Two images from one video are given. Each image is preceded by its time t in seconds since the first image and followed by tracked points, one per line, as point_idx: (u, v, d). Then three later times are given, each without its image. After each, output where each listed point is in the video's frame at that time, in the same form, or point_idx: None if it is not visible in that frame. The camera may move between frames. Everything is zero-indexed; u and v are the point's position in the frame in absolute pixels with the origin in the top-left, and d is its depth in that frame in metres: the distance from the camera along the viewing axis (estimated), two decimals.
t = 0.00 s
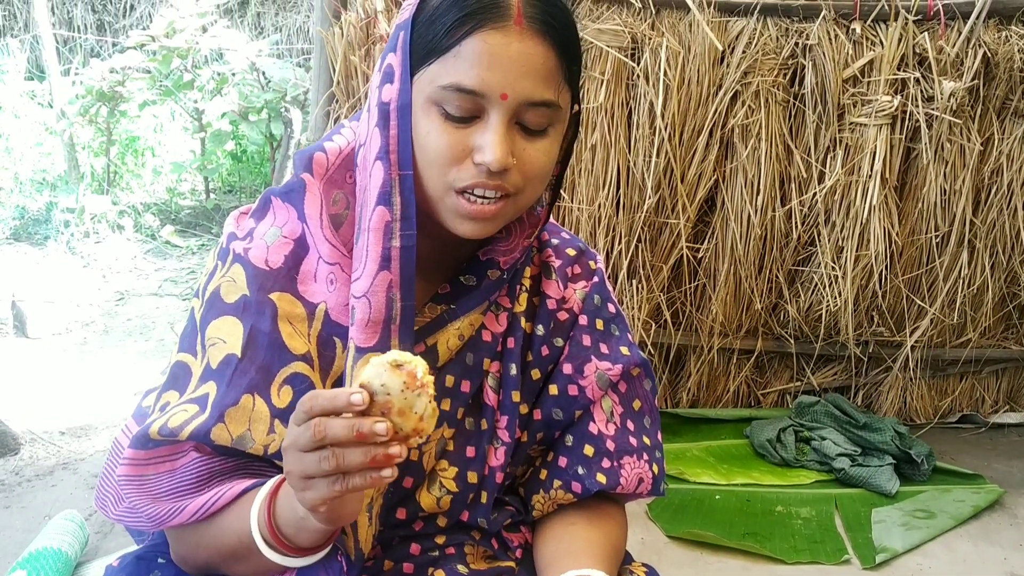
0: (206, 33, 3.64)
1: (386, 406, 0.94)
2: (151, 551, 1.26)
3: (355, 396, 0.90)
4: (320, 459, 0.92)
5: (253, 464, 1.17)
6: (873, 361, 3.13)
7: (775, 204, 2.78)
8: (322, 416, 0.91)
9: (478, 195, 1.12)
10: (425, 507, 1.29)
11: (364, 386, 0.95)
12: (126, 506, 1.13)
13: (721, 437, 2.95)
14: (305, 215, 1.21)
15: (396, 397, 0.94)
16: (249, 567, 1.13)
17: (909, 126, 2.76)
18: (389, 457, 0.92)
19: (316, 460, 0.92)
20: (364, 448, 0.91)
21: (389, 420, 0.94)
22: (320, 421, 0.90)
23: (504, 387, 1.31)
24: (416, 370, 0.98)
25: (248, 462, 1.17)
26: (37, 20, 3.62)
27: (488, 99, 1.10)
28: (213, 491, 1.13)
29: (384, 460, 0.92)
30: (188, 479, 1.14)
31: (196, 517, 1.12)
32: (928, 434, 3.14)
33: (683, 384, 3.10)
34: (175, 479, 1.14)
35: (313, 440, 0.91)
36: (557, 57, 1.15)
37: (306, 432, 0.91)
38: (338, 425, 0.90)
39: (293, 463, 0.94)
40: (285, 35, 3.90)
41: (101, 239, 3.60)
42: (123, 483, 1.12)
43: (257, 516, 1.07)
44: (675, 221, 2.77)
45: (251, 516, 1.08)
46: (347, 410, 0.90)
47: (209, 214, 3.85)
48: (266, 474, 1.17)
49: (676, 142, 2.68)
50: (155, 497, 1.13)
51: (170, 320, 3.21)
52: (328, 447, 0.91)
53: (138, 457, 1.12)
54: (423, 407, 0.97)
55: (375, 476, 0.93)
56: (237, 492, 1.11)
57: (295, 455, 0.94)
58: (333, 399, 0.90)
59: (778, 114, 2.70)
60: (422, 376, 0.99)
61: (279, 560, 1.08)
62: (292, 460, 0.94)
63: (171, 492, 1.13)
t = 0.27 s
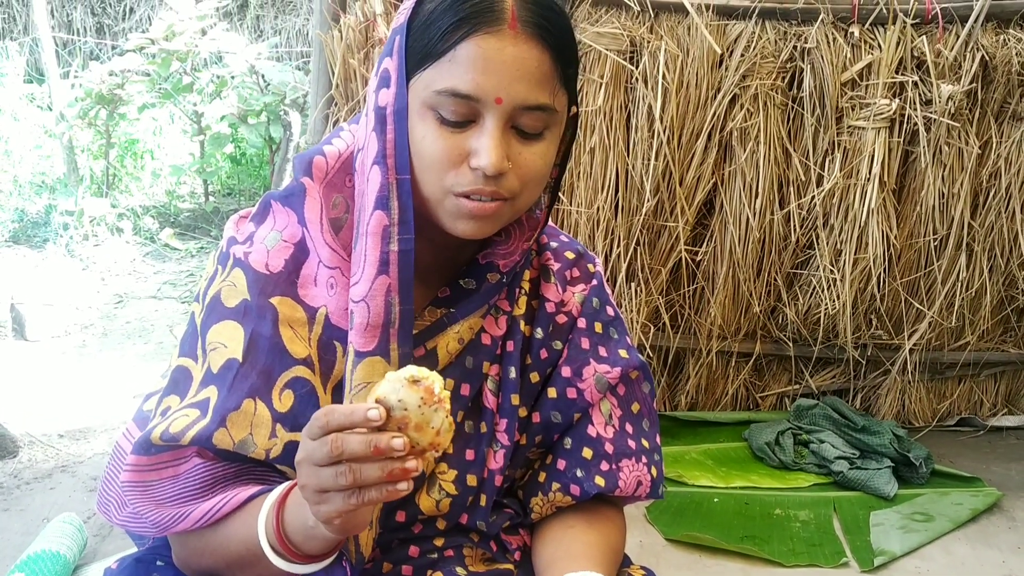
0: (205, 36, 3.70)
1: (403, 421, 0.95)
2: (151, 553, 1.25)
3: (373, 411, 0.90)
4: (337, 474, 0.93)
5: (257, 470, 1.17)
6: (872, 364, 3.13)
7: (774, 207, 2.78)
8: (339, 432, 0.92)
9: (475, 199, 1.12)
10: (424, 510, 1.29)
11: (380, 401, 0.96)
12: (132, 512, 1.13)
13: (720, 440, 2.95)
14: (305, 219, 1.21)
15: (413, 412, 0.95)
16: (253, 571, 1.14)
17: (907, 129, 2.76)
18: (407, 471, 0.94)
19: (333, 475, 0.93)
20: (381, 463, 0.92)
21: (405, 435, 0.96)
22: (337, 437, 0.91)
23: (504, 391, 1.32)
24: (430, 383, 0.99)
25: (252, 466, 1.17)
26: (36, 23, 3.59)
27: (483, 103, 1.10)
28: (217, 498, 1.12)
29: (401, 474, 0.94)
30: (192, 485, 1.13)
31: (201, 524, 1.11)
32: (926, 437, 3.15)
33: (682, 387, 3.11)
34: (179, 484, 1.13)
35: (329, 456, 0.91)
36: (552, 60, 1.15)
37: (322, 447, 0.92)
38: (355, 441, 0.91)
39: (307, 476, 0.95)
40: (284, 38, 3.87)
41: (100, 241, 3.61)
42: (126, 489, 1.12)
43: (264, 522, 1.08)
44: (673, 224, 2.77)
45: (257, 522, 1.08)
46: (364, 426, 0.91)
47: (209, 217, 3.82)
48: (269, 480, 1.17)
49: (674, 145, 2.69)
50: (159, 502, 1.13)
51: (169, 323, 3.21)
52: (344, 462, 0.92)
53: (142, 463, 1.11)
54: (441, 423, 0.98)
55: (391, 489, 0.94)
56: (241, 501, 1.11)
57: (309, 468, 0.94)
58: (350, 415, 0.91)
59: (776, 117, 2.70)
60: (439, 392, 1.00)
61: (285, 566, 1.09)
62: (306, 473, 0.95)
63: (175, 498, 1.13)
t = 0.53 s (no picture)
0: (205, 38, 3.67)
1: (408, 459, 0.95)
2: (148, 556, 1.25)
3: (377, 449, 0.92)
4: (340, 509, 0.93)
5: (257, 477, 1.18)
6: (870, 367, 3.13)
7: (772, 209, 2.79)
8: (343, 468, 0.93)
9: (474, 205, 1.13)
10: (422, 512, 1.29)
11: (385, 437, 0.96)
12: (130, 517, 1.13)
13: (718, 442, 2.95)
14: (305, 222, 1.21)
15: (418, 451, 0.95)
16: None
17: (906, 132, 2.76)
18: (410, 508, 0.95)
19: (335, 509, 0.94)
20: (384, 500, 0.94)
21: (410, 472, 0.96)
22: (341, 472, 0.93)
23: (502, 393, 1.32)
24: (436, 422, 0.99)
25: (252, 474, 1.17)
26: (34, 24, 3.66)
27: (482, 109, 1.10)
28: (217, 506, 1.12)
29: (404, 510, 0.95)
30: (191, 491, 1.12)
31: (200, 531, 1.11)
32: (925, 439, 3.15)
33: (681, 389, 3.11)
34: (178, 490, 1.13)
35: (333, 491, 0.93)
36: (551, 66, 1.15)
37: (326, 482, 0.93)
38: (359, 478, 0.92)
39: (309, 508, 0.96)
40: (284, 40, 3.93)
41: (99, 243, 3.63)
42: (125, 494, 1.12)
43: (264, 535, 1.07)
44: (672, 227, 2.77)
45: (257, 535, 1.08)
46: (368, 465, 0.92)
47: (207, 219, 3.87)
48: (269, 487, 1.19)
49: (673, 147, 2.69)
50: (158, 508, 1.12)
51: (168, 325, 3.21)
52: (347, 498, 0.93)
53: (141, 467, 1.11)
54: (446, 461, 0.99)
55: (393, 524, 0.96)
56: (241, 509, 1.11)
57: (311, 500, 0.96)
58: (355, 452, 0.92)
59: (775, 120, 2.71)
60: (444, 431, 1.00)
61: None
62: (308, 505, 0.96)
63: (174, 504, 1.12)
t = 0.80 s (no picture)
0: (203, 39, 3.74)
1: (401, 521, 0.99)
2: (147, 558, 1.25)
3: (369, 518, 0.96)
4: (342, 569, 1.01)
5: (254, 482, 1.18)
6: (869, 368, 3.14)
7: (771, 211, 2.79)
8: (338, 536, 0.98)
9: (470, 203, 1.14)
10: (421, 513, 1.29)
11: (376, 501, 0.98)
12: (126, 517, 1.13)
13: (717, 443, 2.96)
14: (305, 222, 1.21)
15: (411, 512, 0.98)
16: None
17: (904, 134, 2.77)
18: (412, 559, 1.02)
19: (338, 567, 1.01)
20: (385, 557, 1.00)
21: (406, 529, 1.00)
22: (339, 542, 0.98)
23: (501, 393, 1.32)
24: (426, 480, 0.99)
25: (249, 478, 1.18)
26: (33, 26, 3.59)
27: (477, 107, 1.11)
28: (213, 511, 1.12)
29: (406, 561, 1.02)
30: (188, 494, 1.12)
31: (195, 536, 1.11)
32: (923, 440, 3.15)
33: (680, 391, 3.11)
34: (175, 492, 1.12)
35: (333, 558, 0.99)
36: (545, 63, 1.15)
37: (325, 548, 0.99)
38: (356, 545, 0.98)
39: (312, 561, 1.03)
40: (283, 42, 3.86)
41: (98, 245, 3.64)
42: (122, 494, 1.12)
43: (260, 550, 1.07)
44: (671, 228, 2.77)
45: (253, 548, 1.08)
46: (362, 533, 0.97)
47: (207, 221, 3.81)
48: (265, 493, 1.19)
49: (672, 149, 2.69)
50: (154, 509, 1.12)
51: (167, 326, 3.21)
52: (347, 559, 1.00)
53: (138, 468, 1.10)
54: (441, 513, 1.01)
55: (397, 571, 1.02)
56: (236, 516, 1.10)
57: (313, 558, 1.02)
58: (347, 523, 0.97)
59: (774, 122, 2.71)
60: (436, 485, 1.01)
61: None
62: (310, 560, 1.03)
63: (171, 506, 1.12)
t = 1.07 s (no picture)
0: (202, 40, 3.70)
1: (404, 520, 0.99)
2: (145, 558, 1.24)
3: (372, 519, 0.97)
4: (348, 568, 1.02)
5: (253, 479, 1.17)
6: (867, 368, 3.14)
7: (769, 212, 2.79)
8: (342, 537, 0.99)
9: (464, 191, 1.13)
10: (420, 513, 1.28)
11: (378, 501, 0.99)
12: (123, 514, 1.13)
13: (716, 444, 2.95)
14: (306, 218, 1.21)
15: (413, 510, 0.99)
16: None
17: (903, 134, 2.77)
18: (416, 560, 1.01)
19: (344, 567, 1.02)
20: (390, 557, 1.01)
21: (410, 528, 1.00)
22: (342, 543, 0.99)
23: (501, 391, 1.32)
24: (425, 477, 1.00)
25: (246, 475, 1.17)
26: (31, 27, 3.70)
27: (465, 93, 1.12)
28: (210, 508, 1.12)
29: (411, 560, 1.02)
30: (185, 491, 1.12)
31: (192, 533, 1.11)
32: (922, 440, 3.15)
33: (678, 391, 3.11)
34: (172, 489, 1.12)
35: (338, 558, 1.00)
36: (533, 48, 1.16)
37: (329, 549, 1.00)
38: (361, 546, 0.99)
39: (315, 563, 1.03)
40: (281, 41, 3.93)
41: (96, 245, 3.64)
42: (119, 491, 1.11)
43: (258, 546, 1.07)
44: (669, 228, 2.77)
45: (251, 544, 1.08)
46: (365, 534, 0.98)
47: (204, 220, 3.86)
48: (264, 488, 1.18)
49: (670, 149, 2.69)
50: (151, 507, 1.12)
51: (165, 327, 3.20)
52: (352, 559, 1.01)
53: (136, 465, 1.10)
54: (444, 509, 1.02)
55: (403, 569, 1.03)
56: (233, 513, 1.10)
57: (316, 559, 1.03)
58: (350, 524, 0.97)
59: (772, 122, 2.71)
60: (436, 480, 1.01)
61: None
62: (314, 561, 1.03)
63: (168, 503, 1.12)
